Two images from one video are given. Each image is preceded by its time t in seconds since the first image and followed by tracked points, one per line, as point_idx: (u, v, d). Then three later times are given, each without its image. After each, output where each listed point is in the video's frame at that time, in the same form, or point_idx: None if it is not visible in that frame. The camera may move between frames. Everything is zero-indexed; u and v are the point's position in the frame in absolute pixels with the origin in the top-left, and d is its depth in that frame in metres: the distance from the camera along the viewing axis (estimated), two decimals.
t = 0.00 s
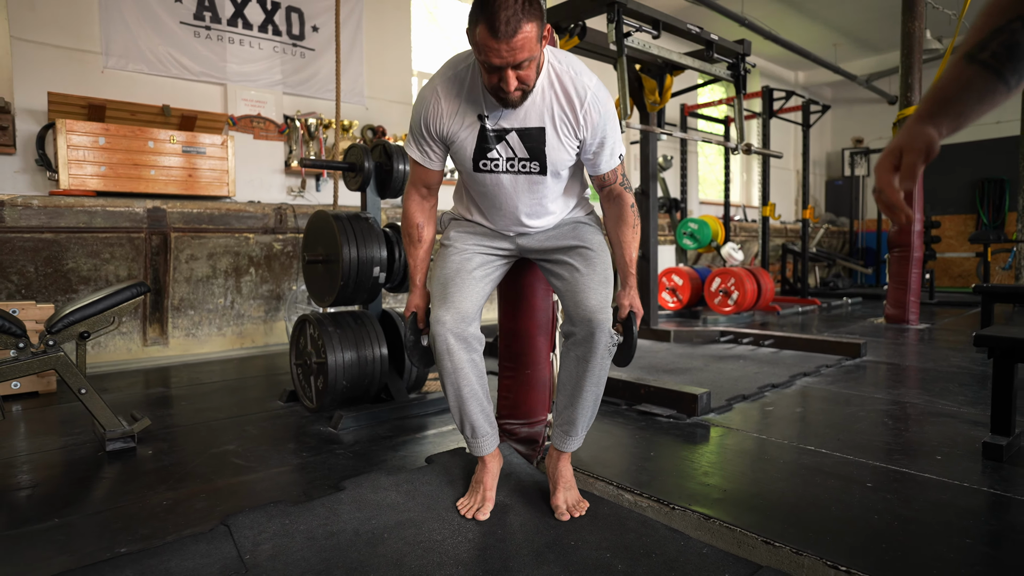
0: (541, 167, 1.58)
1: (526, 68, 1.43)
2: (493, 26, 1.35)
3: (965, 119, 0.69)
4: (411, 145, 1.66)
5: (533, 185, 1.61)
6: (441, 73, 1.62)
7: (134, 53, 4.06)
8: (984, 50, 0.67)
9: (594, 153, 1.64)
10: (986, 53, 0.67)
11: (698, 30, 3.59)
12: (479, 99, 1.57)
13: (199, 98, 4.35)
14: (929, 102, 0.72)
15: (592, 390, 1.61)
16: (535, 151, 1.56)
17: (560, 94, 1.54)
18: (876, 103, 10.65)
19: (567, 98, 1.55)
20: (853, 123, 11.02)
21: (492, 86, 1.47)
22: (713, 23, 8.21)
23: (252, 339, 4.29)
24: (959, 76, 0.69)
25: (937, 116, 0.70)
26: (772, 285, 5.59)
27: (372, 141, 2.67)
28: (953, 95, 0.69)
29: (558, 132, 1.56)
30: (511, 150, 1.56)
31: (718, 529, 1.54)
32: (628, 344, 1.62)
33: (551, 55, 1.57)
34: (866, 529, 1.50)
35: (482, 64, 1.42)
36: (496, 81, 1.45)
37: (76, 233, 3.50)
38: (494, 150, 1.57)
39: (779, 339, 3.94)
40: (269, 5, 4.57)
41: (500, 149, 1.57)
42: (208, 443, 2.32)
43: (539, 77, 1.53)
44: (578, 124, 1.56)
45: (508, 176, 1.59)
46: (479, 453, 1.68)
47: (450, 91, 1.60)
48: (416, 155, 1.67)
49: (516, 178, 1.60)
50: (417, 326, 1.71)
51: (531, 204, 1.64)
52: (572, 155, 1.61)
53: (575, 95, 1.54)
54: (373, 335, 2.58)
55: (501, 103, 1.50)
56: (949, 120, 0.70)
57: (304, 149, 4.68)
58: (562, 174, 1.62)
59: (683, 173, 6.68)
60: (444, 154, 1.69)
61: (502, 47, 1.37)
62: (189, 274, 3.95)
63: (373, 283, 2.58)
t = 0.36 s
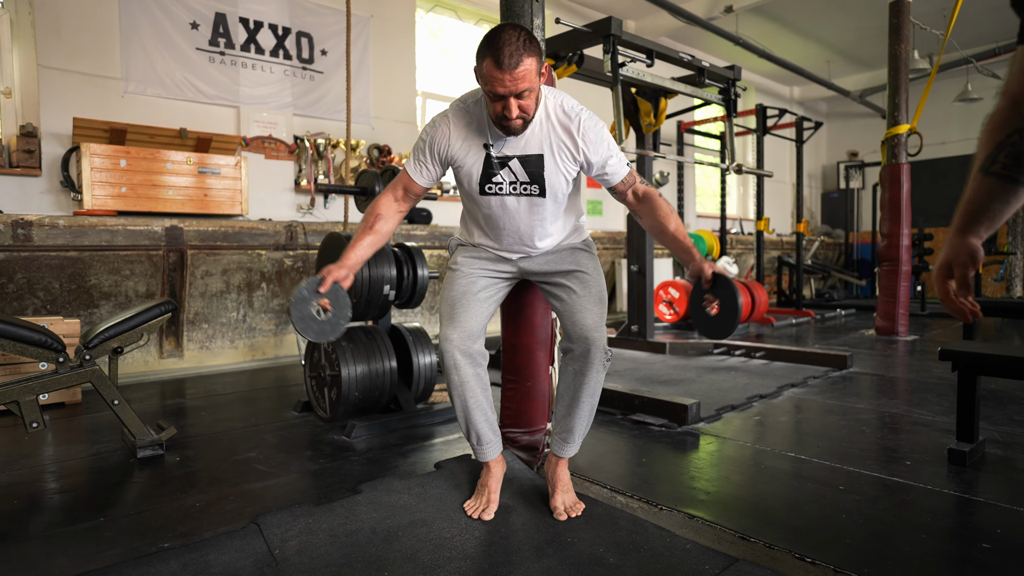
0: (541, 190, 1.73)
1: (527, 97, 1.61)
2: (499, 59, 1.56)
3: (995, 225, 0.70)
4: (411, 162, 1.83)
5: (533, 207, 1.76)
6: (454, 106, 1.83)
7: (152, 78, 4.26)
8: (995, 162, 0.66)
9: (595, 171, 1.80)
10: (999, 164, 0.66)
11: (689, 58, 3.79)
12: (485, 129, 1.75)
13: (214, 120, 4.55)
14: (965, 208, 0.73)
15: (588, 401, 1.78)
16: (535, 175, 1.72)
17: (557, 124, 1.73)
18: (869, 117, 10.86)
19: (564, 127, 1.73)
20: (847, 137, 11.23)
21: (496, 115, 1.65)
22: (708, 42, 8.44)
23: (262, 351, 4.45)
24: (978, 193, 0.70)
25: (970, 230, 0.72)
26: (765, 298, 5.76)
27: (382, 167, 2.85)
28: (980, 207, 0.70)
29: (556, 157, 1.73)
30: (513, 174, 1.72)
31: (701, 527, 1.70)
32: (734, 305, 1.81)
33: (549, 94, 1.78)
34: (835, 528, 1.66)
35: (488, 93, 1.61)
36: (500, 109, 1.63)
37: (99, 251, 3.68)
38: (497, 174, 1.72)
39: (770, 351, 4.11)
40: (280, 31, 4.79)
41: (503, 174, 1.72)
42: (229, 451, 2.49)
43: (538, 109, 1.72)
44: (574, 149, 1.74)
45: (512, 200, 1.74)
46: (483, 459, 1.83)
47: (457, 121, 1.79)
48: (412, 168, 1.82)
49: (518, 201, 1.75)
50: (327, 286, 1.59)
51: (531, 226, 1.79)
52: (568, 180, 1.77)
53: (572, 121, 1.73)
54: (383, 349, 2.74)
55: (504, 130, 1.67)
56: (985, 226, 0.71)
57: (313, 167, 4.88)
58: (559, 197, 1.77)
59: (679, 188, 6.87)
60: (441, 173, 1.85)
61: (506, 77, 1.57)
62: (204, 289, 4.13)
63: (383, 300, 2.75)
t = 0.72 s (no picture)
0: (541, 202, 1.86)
1: (528, 115, 1.74)
2: (502, 80, 1.69)
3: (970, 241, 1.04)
4: (411, 146, 2.00)
5: (534, 211, 1.88)
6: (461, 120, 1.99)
7: (166, 95, 4.41)
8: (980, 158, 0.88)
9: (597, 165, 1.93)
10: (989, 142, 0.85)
11: (685, 77, 3.92)
12: (488, 139, 1.89)
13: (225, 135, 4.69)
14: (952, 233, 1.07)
15: (585, 409, 1.90)
16: (537, 180, 1.84)
17: (555, 135, 1.87)
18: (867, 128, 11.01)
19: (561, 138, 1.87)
20: (845, 147, 11.37)
21: (500, 132, 1.77)
22: (706, 55, 8.60)
23: (270, 359, 4.57)
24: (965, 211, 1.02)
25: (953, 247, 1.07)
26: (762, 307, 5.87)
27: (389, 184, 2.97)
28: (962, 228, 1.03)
29: (556, 166, 1.85)
30: (515, 179, 1.84)
31: (689, 527, 1.83)
32: (802, 137, 1.59)
33: (547, 112, 1.95)
34: (814, 528, 1.78)
35: (492, 111, 1.74)
36: (503, 127, 1.75)
37: (114, 263, 3.81)
38: (500, 178, 1.85)
39: (764, 359, 4.22)
40: (289, 49, 4.94)
41: (506, 179, 1.85)
42: (243, 456, 2.60)
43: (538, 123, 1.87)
44: (573, 156, 1.87)
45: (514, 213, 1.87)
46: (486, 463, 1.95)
47: (462, 129, 1.95)
48: (409, 153, 2.00)
49: (520, 205, 1.86)
50: (265, 132, 1.81)
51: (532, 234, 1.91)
52: (569, 189, 1.88)
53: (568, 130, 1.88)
54: (390, 358, 2.86)
55: (507, 147, 1.79)
56: (965, 247, 1.06)
57: (320, 181, 4.98)
58: (559, 208, 1.89)
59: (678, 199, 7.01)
60: (438, 168, 2.01)
61: (509, 96, 1.69)
62: (215, 299, 4.25)
63: (389, 311, 2.86)
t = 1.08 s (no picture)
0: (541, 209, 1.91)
1: (529, 127, 1.80)
2: (503, 93, 1.75)
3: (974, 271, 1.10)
4: (418, 145, 2.07)
5: (534, 213, 1.93)
6: (464, 129, 2.05)
7: (172, 102, 4.48)
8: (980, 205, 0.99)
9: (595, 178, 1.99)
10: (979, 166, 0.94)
11: (683, 86, 3.98)
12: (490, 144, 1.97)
13: (230, 142, 4.76)
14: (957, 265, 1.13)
15: (583, 413, 1.95)
16: (537, 182, 1.90)
17: (552, 141, 1.95)
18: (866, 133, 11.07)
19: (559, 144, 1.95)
20: (844, 152, 11.43)
21: (501, 143, 1.83)
22: (705, 61, 8.67)
23: (274, 363, 4.63)
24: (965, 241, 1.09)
25: (959, 278, 1.14)
26: (760, 311, 5.91)
27: (392, 192, 3.03)
28: (963, 259, 1.10)
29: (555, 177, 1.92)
30: (516, 181, 1.91)
31: (684, 528, 1.88)
32: (784, 80, 1.60)
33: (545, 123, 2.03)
34: (806, 530, 1.83)
35: (493, 123, 1.80)
36: (505, 138, 1.81)
37: (122, 268, 3.87)
38: (501, 179, 1.91)
39: (762, 364, 4.28)
40: (293, 57, 5.02)
41: (507, 180, 1.91)
42: (249, 458, 2.66)
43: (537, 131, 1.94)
44: (570, 161, 1.94)
45: (514, 221, 1.93)
46: (487, 465, 2.00)
47: (466, 135, 2.03)
48: (415, 150, 2.07)
49: (520, 205, 1.92)
50: (293, 90, 1.92)
51: (532, 236, 1.95)
52: (568, 194, 1.95)
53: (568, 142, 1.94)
54: (393, 362, 2.91)
55: (509, 158, 1.85)
56: (970, 277, 1.12)
57: (323, 186, 5.09)
58: (557, 217, 1.95)
59: (678, 204, 7.07)
60: (441, 170, 2.08)
61: (509, 108, 1.75)
62: (220, 303, 4.31)
63: (392, 315, 2.92)
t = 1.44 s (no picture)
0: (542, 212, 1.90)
1: (528, 129, 1.79)
2: (503, 94, 1.74)
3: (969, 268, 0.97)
4: (416, 151, 2.06)
5: (535, 216, 1.92)
6: (464, 134, 2.04)
7: (168, 103, 4.45)
8: (976, 214, 0.91)
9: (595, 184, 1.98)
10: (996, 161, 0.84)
11: (685, 86, 3.98)
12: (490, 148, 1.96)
13: (227, 143, 4.72)
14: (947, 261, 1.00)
15: (585, 417, 1.94)
16: (537, 187, 1.89)
17: (553, 144, 1.94)
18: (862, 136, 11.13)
19: (560, 146, 1.94)
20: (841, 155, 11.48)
21: (501, 145, 1.82)
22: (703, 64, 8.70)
23: (270, 367, 4.59)
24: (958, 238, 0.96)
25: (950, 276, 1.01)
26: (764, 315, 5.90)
27: (392, 194, 3.02)
28: (957, 255, 0.97)
29: (556, 182, 1.91)
30: (517, 186, 1.89)
31: (687, 533, 1.87)
32: (784, 105, 1.60)
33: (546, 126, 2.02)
34: (810, 535, 1.82)
35: (493, 125, 1.79)
36: (505, 140, 1.80)
37: (116, 271, 3.83)
38: (501, 183, 1.90)
39: (765, 368, 4.28)
40: (290, 56, 5.00)
41: (508, 185, 1.90)
42: (247, 463, 2.64)
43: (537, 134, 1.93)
44: (571, 163, 1.93)
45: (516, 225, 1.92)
46: (488, 470, 1.98)
47: (466, 139, 2.02)
48: (414, 156, 2.06)
49: (521, 210, 1.91)
50: (283, 114, 1.92)
51: (534, 239, 1.95)
52: (569, 198, 1.94)
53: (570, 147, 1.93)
54: (392, 366, 2.90)
55: (509, 160, 1.84)
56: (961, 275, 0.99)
57: (320, 188, 5.03)
58: (558, 221, 1.94)
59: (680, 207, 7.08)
60: (441, 176, 2.07)
61: (509, 110, 1.74)
62: (215, 307, 4.28)
63: (391, 319, 2.90)
